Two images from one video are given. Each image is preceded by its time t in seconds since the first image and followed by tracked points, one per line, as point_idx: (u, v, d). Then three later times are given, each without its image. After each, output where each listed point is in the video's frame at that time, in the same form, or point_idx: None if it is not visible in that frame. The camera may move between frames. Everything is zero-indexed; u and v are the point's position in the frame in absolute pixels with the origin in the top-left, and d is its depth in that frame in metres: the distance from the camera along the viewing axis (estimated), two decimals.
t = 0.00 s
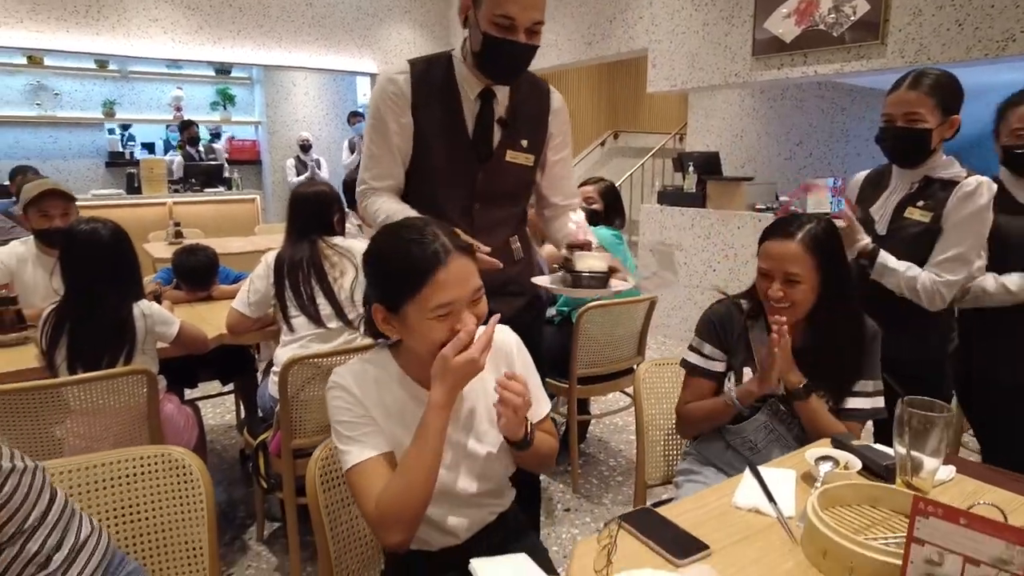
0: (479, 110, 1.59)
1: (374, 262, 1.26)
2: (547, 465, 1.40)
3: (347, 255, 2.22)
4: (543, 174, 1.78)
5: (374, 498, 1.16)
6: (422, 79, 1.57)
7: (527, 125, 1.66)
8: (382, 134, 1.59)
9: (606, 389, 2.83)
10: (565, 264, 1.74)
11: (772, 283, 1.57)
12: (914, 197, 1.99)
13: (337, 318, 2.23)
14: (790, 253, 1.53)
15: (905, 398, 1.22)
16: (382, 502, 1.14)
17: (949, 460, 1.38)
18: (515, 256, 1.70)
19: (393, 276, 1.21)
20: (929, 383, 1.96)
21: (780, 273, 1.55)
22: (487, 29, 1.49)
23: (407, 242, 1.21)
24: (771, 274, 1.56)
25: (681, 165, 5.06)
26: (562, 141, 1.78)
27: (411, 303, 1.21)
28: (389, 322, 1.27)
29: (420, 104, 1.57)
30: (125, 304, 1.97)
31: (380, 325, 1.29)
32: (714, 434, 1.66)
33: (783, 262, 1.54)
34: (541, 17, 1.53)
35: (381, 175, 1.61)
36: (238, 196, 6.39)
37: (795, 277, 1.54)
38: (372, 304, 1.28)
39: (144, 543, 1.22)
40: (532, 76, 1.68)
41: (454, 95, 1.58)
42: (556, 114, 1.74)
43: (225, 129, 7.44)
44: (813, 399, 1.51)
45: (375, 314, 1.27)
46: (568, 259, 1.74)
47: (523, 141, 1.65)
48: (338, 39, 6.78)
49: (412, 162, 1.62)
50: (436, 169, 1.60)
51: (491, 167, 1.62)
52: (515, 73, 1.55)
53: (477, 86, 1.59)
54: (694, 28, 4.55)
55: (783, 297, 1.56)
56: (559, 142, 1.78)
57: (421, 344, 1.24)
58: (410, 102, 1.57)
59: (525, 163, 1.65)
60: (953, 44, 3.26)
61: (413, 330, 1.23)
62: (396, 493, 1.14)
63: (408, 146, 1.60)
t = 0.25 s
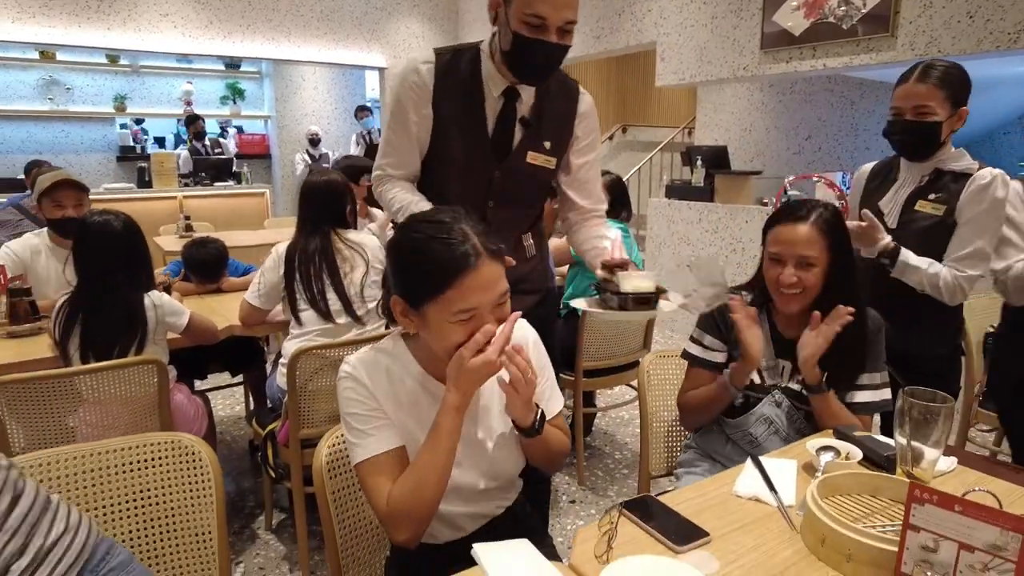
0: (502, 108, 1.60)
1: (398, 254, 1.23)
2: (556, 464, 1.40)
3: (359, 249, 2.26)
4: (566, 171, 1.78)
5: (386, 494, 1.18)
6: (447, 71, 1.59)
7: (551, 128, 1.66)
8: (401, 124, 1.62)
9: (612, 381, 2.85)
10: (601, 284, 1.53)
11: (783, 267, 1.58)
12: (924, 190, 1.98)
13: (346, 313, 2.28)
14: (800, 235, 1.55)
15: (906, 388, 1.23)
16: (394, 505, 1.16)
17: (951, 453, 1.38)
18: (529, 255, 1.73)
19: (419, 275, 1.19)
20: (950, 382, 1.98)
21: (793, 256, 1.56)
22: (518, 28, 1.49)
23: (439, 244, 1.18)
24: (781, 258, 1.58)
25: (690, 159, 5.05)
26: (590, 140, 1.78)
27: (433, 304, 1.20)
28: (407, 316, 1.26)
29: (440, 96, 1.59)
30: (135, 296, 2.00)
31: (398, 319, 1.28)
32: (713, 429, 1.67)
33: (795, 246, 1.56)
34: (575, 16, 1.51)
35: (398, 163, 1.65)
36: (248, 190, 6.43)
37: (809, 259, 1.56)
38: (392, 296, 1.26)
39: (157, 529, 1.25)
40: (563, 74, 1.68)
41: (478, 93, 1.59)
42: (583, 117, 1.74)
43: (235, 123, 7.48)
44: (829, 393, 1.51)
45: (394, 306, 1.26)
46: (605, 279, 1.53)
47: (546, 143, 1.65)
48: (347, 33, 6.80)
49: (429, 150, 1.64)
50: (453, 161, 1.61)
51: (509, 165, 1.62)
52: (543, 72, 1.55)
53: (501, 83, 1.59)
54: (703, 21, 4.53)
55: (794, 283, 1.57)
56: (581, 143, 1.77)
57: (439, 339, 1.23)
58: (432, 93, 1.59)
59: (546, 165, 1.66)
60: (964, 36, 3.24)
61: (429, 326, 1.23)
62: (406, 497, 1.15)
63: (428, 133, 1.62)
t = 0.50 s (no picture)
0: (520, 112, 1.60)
1: (419, 256, 1.14)
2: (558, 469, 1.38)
3: (362, 246, 2.26)
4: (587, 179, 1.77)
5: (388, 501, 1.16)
6: (464, 66, 1.57)
7: (568, 132, 1.64)
8: (411, 121, 1.59)
9: (614, 379, 2.83)
10: (628, 321, 1.34)
11: (792, 249, 1.60)
12: (935, 187, 1.95)
13: (348, 311, 2.28)
14: (806, 218, 1.58)
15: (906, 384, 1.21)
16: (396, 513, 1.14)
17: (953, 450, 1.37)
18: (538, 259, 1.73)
19: (443, 284, 1.10)
20: (959, 380, 1.95)
21: (801, 237, 1.59)
22: (540, 31, 1.43)
23: (468, 254, 1.09)
24: (789, 239, 1.60)
25: (694, 157, 5.03)
26: (612, 148, 1.77)
27: (456, 315, 1.12)
28: (424, 320, 1.17)
29: (455, 95, 1.58)
30: (135, 293, 2.00)
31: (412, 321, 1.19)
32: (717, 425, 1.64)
33: (803, 226, 1.58)
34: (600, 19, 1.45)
35: (409, 160, 1.63)
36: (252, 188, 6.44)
37: (818, 240, 1.58)
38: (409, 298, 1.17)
39: (152, 524, 1.22)
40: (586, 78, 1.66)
41: (495, 94, 1.58)
42: (605, 125, 1.73)
43: (239, 122, 7.49)
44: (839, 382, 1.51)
45: (410, 310, 1.18)
46: (631, 314, 1.34)
47: (563, 150, 1.64)
48: (350, 32, 6.80)
49: (441, 144, 1.62)
50: (465, 160, 1.60)
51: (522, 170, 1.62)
52: (565, 80, 1.53)
53: (519, 86, 1.58)
54: (707, 18, 4.51)
55: (801, 264, 1.59)
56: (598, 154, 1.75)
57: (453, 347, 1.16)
58: (446, 90, 1.58)
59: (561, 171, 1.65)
60: (970, 32, 3.21)
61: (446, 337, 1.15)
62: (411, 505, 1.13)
63: (441, 126, 1.60)
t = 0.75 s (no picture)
0: (533, 119, 1.59)
1: (441, 261, 1.07)
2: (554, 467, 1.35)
3: (363, 243, 2.27)
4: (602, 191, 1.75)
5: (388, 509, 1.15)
6: (481, 66, 1.57)
7: (581, 145, 1.63)
8: (426, 123, 1.60)
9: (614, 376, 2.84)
10: (643, 361, 1.34)
11: (794, 234, 1.61)
12: (945, 181, 1.94)
13: (349, 307, 2.29)
14: (809, 202, 1.60)
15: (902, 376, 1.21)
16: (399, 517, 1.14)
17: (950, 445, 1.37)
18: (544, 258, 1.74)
19: (467, 291, 1.03)
20: (957, 369, 1.90)
21: (803, 223, 1.60)
22: (562, 46, 1.39)
23: (492, 275, 1.03)
24: (792, 225, 1.62)
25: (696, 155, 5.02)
26: (630, 161, 1.77)
27: (479, 325, 1.05)
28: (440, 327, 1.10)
29: (468, 98, 1.57)
30: (135, 288, 2.01)
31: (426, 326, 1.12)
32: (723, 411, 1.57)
33: (805, 212, 1.60)
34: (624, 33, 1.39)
35: (420, 156, 1.64)
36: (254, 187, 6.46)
37: (819, 225, 1.59)
38: (426, 303, 1.10)
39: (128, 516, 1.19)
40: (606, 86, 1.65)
41: (511, 98, 1.58)
42: (621, 138, 1.72)
43: (241, 121, 7.50)
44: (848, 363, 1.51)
45: (427, 315, 1.10)
46: (648, 356, 1.34)
47: (576, 161, 1.64)
48: (352, 30, 6.82)
49: (454, 141, 1.62)
50: (480, 160, 1.60)
51: (529, 178, 1.62)
52: (584, 92, 1.52)
53: (535, 94, 1.58)
54: (708, 16, 4.51)
55: (803, 248, 1.60)
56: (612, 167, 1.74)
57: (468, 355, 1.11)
58: (461, 90, 1.57)
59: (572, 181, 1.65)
60: (972, 29, 3.20)
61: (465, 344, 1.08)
62: (411, 506, 1.13)
63: (454, 126, 1.60)
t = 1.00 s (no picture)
0: (535, 127, 1.56)
1: (443, 266, 1.04)
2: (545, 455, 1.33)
3: (357, 243, 2.26)
4: (605, 201, 1.70)
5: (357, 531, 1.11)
6: (488, 71, 1.55)
7: (584, 155, 1.59)
8: (431, 125, 1.59)
9: (611, 378, 2.84)
10: (644, 394, 1.35)
11: (784, 237, 1.61)
12: (945, 181, 1.92)
13: (343, 306, 2.28)
14: (799, 205, 1.59)
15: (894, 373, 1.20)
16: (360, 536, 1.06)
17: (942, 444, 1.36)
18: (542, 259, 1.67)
19: (476, 292, 1.02)
20: (953, 369, 1.90)
21: (792, 226, 1.60)
22: (570, 61, 1.37)
23: (497, 274, 1.02)
24: (781, 229, 1.61)
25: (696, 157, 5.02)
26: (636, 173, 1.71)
27: (491, 323, 1.03)
28: (445, 334, 1.07)
29: (476, 107, 1.55)
30: (130, 287, 2.01)
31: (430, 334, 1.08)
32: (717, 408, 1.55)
33: (795, 215, 1.59)
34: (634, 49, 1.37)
35: (424, 156, 1.63)
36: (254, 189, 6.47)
37: (807, 227, 1.58)
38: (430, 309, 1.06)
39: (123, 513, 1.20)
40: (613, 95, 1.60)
41: (517, 107, 1.55)
42: (624, 153, 1.66)
43: (242, 124, 7.52)
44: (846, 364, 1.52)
45: (432, 323, 1.06)
46: (648, 388, 1.34)
47: (576, 172, 1.60)
48: (353, 33, 6.84)
49: (458, 142, 1.60)
50: (486, 164, 1.57)
51: (530, 187, 1.60)
52: (590, 107, 1.49)
53: (539, 104, 1.54)
54: (707, 19, 4.51)
55: (792, 250, 1.59)
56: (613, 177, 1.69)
57: (472, 357, 1.08)
58: (468, 94, 1.55)
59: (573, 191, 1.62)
60: (970, 31, 3.20)
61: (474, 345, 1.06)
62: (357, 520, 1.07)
63: (458, 130, 1.59)
